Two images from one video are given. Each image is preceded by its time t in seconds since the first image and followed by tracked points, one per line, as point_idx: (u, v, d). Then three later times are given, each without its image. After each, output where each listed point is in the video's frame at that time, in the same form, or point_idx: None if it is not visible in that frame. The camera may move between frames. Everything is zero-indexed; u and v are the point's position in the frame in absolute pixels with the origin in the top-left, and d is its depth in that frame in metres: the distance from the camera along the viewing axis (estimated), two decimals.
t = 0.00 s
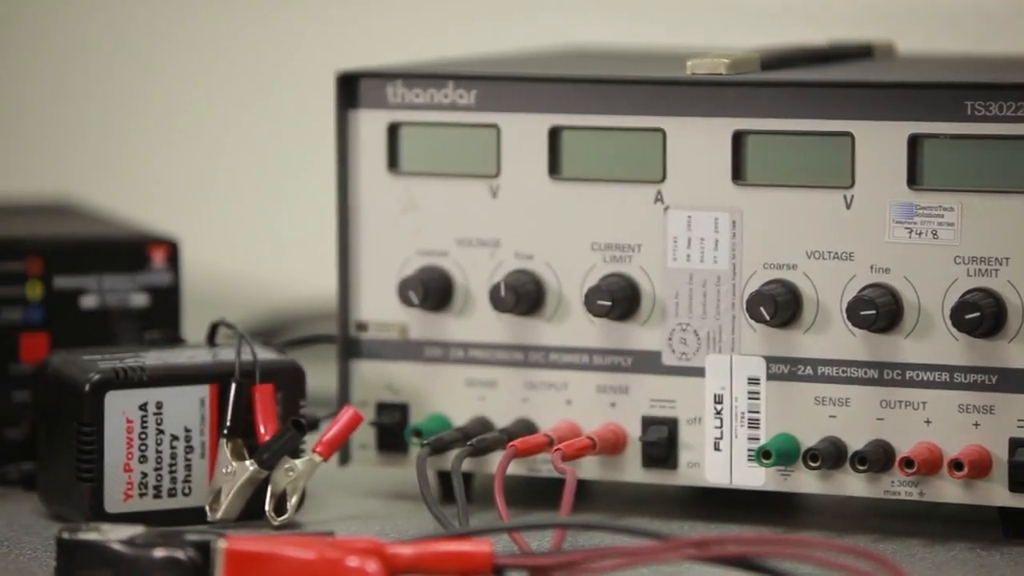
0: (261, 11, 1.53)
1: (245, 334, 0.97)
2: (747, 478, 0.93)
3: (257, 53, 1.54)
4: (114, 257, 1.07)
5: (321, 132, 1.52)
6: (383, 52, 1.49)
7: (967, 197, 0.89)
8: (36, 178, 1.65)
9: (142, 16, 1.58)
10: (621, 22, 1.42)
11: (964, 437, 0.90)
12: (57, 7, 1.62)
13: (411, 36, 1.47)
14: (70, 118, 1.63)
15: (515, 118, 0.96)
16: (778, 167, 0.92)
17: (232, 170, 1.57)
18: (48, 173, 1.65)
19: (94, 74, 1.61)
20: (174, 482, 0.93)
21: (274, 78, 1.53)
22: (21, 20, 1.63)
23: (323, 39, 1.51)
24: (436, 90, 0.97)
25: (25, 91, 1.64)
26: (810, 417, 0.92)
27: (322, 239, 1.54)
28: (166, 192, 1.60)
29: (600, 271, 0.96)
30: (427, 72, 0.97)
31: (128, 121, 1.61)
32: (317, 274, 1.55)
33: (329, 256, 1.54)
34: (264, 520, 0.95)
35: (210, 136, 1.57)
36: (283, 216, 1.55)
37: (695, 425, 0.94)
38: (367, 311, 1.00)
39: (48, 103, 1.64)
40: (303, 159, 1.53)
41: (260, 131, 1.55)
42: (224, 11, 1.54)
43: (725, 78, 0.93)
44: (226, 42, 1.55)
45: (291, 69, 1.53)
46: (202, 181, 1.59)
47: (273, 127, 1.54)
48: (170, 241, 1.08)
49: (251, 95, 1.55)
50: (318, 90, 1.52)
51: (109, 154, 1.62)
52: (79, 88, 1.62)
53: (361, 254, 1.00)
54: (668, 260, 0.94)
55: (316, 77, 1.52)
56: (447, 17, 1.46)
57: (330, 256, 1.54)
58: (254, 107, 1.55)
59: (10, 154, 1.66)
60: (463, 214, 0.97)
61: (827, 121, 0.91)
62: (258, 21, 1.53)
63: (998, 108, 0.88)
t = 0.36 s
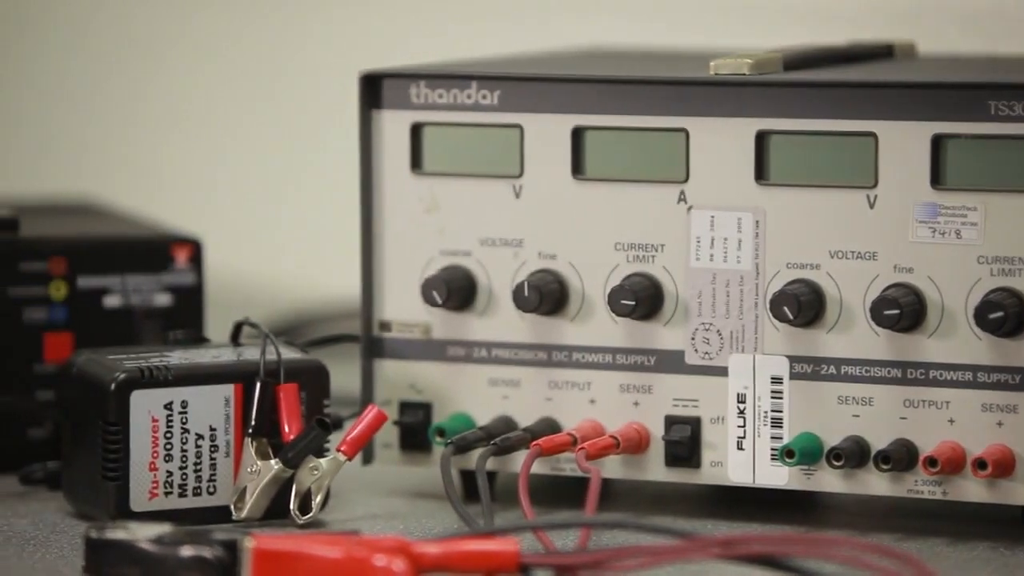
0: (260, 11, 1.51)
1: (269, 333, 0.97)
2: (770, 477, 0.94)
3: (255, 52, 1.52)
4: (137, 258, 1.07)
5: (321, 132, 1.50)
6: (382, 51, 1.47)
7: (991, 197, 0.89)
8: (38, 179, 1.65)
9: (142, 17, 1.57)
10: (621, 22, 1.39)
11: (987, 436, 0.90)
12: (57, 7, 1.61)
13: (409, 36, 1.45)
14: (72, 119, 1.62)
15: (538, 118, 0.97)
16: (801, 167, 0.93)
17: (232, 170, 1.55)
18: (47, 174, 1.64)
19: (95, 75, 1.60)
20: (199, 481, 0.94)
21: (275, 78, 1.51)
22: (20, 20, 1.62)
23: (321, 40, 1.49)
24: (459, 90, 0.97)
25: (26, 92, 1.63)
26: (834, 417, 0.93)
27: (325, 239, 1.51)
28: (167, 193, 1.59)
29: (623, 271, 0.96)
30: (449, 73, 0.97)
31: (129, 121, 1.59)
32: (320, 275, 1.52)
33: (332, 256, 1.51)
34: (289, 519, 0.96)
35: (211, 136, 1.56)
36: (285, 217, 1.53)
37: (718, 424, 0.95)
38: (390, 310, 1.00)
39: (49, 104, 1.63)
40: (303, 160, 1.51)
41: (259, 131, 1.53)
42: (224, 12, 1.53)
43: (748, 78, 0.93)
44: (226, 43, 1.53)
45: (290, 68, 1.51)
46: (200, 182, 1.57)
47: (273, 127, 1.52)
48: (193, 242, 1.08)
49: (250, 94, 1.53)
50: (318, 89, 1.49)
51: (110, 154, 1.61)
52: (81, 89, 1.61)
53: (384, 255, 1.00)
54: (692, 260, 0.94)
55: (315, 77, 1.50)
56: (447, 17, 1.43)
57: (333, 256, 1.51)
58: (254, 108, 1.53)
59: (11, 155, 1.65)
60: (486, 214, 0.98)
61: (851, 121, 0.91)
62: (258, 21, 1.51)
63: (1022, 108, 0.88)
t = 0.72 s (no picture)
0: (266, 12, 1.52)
1: (292, 333, 0.97)
2: (791, 476, 0.94)
3: (259, 53, 1.53)
4: (159, 257, 1.07)
5: (321, 132, 1.51)
6: (380, 52, 1.47)
7: (1011, 196, 0.89)
8: (49, 177, 1.67)
9: (147, 17, 1.58)
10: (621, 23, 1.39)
11: (1009, 435, 0.90)
12: (67, 8, 1.62)
13: (408, 38, 1.46)
14: (82, 118, 1.64)
15: (560, 119, 0.97)
16: (823, 167, 0.93)
17: (237, 168, 1.57)
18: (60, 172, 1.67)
19: (103, 75, 1.62)
20: (222, 479, 0.94)
21: (276, 81, 1.53)
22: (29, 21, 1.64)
23: (324, 40, 1.50)
24: (481, 90, 0.98)
25: (38, 92, 1.66)
26: (855, 416, 0.93)
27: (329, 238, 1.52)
28: (174, 189, 1.61)
29: (644, 271, 0.96)
30: (471, 73, 0.97)
31: (136, 119, 1.61)
32: (323, 274, 1.53)
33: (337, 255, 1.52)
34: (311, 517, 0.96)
35: (220, 134, 1.57)
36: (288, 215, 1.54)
37: (739, 423, 0.95)
38: (411, 310, 1.01)
39: (60, 103, 1.65)
40: (305, 158, 1.52)
41: (264, 130, 1.54)
42: (228, 13, 1.54)
43: (769, 78, 0.93)
44: (234, 41, 1.54)
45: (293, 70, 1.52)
46: (205, 179, 1.59)
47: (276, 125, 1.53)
48: (215, 240, 1.09)
49: (254, 94, 1.54)
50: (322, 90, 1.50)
51: (118, 152, 1.63)
52: (89, 88, 1.63)
53: (405, 254, 1.00)
54: (713, 259, 0.95)
55: (317, 78, 1.51)
56: (448, 18, 1.44)
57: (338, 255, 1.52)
58: (261, 106, 1.54)
59: (25, 155, 1.68)
60: (507, 213, 0.98)
61: (873, 121, 0.92)
62: (263, 20, 1.53)
63: None
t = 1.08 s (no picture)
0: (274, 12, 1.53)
1: (312, 332, 0.98)
2: (812, 476, 0.94)
3: (268, 53, 1.53)
4: (179, 257, 1.07)
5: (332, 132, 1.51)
6: (385, 51, 1.48)
7: None
8: (62, 176, 1.67)
9: (158, 16, 1.59)
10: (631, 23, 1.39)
11: None
12: (78, 9, 1.63)
13: (408, 36, 1.47)
14: (93, 118, 1.64)
15: (580, 119, 0.97)
16: (844, 167, 0.93)
17: (247, 168, 1.57)
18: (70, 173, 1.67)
19: (114, 76, 1.62)
20: (244, 478, 0.94)
21: (282, 81, 1.53)
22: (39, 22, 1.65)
23: (334, 39, 1.50)
24: (501, 90, 0.98)
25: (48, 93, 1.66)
26: (876, 415, 0.93)
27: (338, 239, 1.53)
28: (185, 188, 1.61)
29: (664, 271, 0.96)
30: (491, 73, 0.97)
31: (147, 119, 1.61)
32: (332, 277, 1.53)
33: (348, 256, 1.52)
34: (333, 517, 0.96)
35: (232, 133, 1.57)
36: (300, 216, 1.54)
37: (760, 422, 0.95)
38: (431, 310, 1.01)
39: (70, 104, 1.65)
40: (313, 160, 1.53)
41: (274, 130, 1.54)
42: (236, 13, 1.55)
43: (790, 77, 0.93)
44: (243, 40, 1.54)
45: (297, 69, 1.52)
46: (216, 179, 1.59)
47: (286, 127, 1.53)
48: (235, 240, 1.08)
49: (265, 93, 1.54)
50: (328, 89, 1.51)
51: (129, 152, 1.63)
52: (100, 88, 1.63)
53: (425, 254, 1.00)
54: (733, 259, 0.95)
55: (328, 78, 1.51)
56: (454, 16, 1.44)
57: (348, 256, 1.52)
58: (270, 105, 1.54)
59: (35, 156, 1.68)
60: (528, 213, 0.98)
61: (894, 120, 0.92)
62: (270, 17, 1.53)
63: None
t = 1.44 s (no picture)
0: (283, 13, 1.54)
1: (337, 332, 0.98)
2: (837, 475, 0.94)
3: (286, 52, 1.55)
4: (202, 256, 1.07)
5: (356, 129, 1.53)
6: (406, 51, 1.49)
7: None
8: (77, 174, 1.67)
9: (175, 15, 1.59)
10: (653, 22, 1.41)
11: None
12: (90, 8, 1.63)
13: (414, 36, 1.48)
14: (108, 117, 1.64)
15: (604, 118, 0.97)
16: (868, 166, 0.93)
17: (269, 166, 1.58)
18: (84, 172, 1.67)
19: (129, 75, 1.62)
20: (269, 477, 0.95)
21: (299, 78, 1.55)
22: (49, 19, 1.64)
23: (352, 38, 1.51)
24: (526, 90, 0.98)
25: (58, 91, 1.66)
26: (901, 415, 0.93)
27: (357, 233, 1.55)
28: (205, 186, 1.61)
29: (689, 270, 0.96)
30: (516, 73, 0.98)
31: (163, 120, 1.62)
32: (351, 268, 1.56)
33: (366, 254, 1.54)
34: (358, 516, 0.96)
35: (253, 131, 1.58)
36: (322, 214, 1.56)
37: (785, 422, 0.95)
38: (456, 309, 1.01)
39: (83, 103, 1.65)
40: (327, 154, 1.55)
41: (295, 129, 1.55)
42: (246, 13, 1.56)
43: (815, 77, 0.93)
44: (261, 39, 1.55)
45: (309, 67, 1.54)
46: (236, 179, 1.59)
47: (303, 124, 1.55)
48: (258, 239, 1.08)
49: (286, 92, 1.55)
50: (342, 88, 1.52)
51: (145, 151, 1.63)
52: (115, 87, 1.63)
53: (450, 254, 1.00)
54: (758, 258, 0.95)
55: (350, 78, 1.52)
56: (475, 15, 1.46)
57: (368, 252, 1.54)
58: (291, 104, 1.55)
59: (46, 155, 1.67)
60: (552, 213, 0.98)
61: (919, 120, 0.91)
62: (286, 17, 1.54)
63: None
